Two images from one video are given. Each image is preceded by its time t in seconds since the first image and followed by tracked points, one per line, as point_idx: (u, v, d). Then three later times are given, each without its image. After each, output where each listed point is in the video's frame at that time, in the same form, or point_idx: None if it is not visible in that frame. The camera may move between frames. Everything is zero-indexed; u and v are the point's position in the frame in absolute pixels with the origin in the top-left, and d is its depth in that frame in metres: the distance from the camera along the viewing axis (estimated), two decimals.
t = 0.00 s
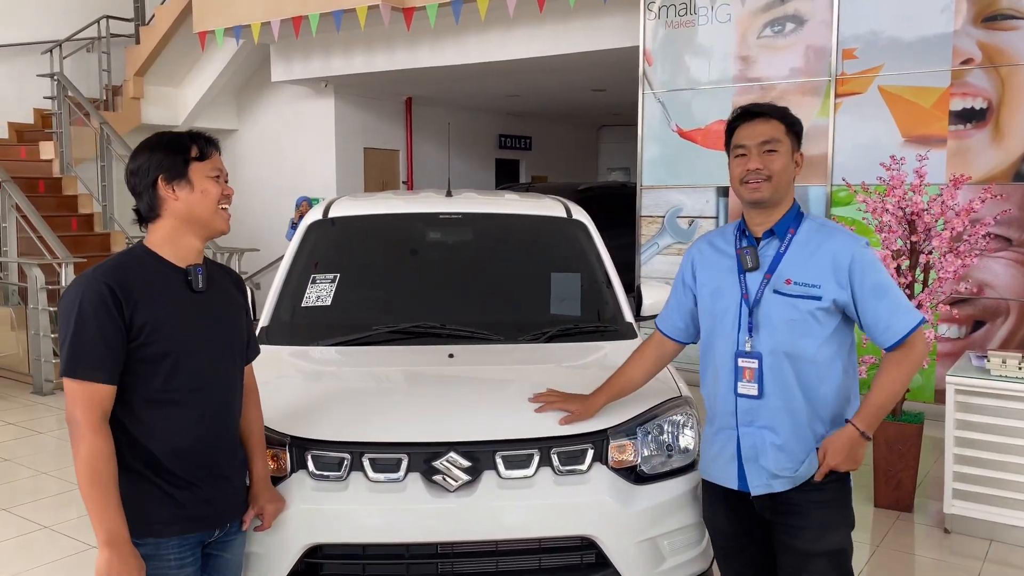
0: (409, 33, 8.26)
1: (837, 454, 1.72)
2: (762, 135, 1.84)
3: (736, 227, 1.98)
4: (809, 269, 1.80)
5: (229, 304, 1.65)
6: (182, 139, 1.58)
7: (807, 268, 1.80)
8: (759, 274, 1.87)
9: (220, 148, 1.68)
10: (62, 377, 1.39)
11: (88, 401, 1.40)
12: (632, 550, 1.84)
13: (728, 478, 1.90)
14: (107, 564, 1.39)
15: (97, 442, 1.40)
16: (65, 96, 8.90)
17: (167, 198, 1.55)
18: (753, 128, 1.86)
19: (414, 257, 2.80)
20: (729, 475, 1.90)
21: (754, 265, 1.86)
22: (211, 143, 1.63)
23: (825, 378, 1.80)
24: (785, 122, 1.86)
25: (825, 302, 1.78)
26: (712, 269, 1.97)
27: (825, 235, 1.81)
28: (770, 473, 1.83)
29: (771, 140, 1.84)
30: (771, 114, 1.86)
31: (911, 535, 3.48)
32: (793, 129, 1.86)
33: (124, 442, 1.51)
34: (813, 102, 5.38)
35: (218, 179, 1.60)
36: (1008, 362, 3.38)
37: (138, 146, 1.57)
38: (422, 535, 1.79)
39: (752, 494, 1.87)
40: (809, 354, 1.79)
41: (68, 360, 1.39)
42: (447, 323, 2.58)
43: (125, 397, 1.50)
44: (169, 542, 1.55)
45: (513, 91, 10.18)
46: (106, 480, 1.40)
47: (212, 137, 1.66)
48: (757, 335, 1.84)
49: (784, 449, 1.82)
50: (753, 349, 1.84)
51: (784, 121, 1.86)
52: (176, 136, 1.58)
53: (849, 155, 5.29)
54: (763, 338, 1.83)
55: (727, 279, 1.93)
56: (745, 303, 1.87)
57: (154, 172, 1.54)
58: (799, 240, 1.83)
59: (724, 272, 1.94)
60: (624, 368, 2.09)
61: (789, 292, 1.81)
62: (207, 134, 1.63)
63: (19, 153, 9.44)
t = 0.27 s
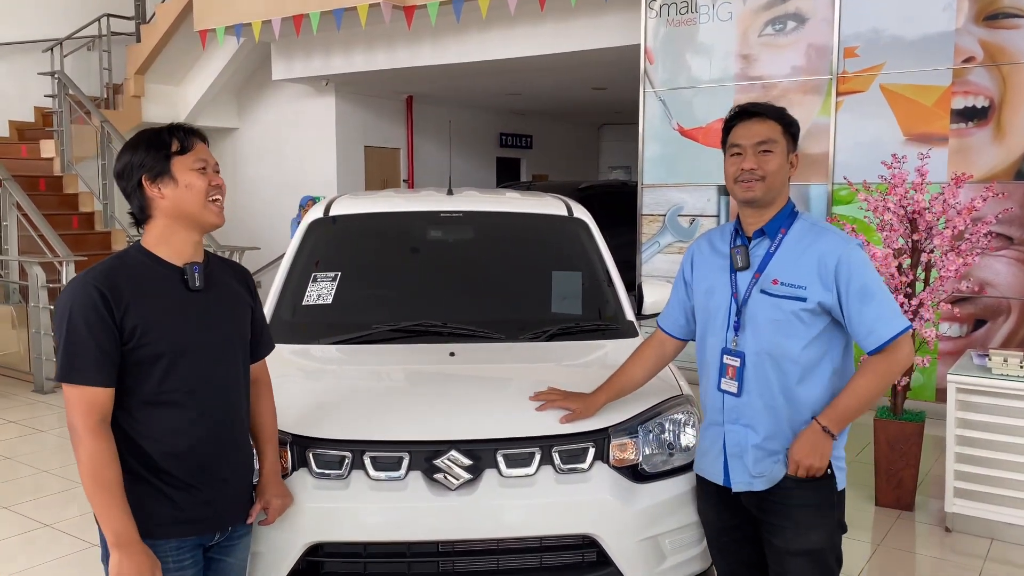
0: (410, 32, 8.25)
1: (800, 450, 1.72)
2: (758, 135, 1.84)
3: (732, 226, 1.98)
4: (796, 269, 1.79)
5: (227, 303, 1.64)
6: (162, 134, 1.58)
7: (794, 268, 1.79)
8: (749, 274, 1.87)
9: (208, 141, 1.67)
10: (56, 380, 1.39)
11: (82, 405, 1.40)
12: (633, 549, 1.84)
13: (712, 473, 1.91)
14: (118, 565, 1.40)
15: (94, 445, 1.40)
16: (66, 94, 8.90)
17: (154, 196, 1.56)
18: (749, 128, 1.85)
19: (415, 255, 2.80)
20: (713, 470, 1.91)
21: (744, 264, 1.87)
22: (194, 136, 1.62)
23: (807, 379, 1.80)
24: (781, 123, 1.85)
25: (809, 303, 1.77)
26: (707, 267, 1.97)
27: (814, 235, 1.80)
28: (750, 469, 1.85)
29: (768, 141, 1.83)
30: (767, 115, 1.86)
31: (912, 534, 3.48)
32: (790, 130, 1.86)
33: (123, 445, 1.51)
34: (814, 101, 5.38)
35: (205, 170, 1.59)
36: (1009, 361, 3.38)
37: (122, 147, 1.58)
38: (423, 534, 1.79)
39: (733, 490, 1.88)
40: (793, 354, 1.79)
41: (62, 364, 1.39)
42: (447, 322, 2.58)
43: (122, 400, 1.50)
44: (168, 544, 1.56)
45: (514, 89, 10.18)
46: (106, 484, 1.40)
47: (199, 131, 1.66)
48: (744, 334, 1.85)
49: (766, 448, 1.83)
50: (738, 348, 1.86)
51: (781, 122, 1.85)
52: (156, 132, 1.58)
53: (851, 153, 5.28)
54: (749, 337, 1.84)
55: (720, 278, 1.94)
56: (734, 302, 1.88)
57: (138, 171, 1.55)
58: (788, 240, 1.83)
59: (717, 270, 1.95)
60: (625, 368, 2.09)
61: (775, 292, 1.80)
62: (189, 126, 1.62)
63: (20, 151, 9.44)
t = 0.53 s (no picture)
0: (410, 29, 8.24)
1: (800, 444, 1.72)
2: (735, 136, 1.84)
3: (731, 224, 1.98)
4: (798, 266, 1.79)
5: (230, 300, 1.64)
6: (161, 131, 1.58)
7: (795, 265, 1.79)
8: (749, 271, 1.87)
9: (207, 137, 1.67)
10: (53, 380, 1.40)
11: (78, 405, 1.40)
12: (634, 547, 1.84)
13: (713, 471, 1.90)
14: (104, 566, 1.41)
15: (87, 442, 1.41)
16: (66, 92, 8.89)
17: (155, 193, 1.56)
18: (729, 129, 1.86)
19: (416, 253, 2.80)
20: (714, 467, 1.90)
21: (744, 262, 1.86)
22: (193, 133, 1.62)
23: (808, 377, 1.80)
24: (761, 121, 1.83)
25: (811, 301, 1.77)
26: (706, 265, 1.97)
27: (814, 232, 1.80)
28: (751, 468, 1.84)
29: (744, 141, 1.82)
30: (748, 115, 1.85)
31: (912, 532, 3.48)
32: (772, 126, 1.83)
33: (123, 444, 1.52)
34: (815, 99, 5.37)
35: (205, 167, 1.59)
36: (1010, 359, 3.38)
37: (121, 143, 1.58)
38: (424, 531, 1.79)
39: (735, 488, 1.87)
40: (794, 352, 1.79)
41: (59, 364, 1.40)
42: (448, 320, 2.58)
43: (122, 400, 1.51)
44: (170, 544, 1.55)
45: (515, 87, 10.17)
46: (98, 485, 1.41)
47: (198, 127, 1.66)
48: (745, 332, 1.85)
49: (767, 446, 1.83)
50: (739, 346, 1.85)
51: (761, 121, 1.83)
52: (155, 129, 1.58)
53: (852, 151, 5.28)
54: (749, 335, 1.84)
55: (719, 276, 1.93)
56: (734, 300, 1.87)
57: (138, 168, 1.55)
58: (789, 238, 1.82)
59: (717, 268, 1.94)
60: (624, 365, 2.09)
61: (776, 290, 1.80)
62: (189, 122, 1.62)
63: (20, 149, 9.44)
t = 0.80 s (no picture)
0: (410, 27, 8.24)
1: (804, 466, 1.76)
2: (738, 139, 1.83)
3: (735, 221, 1.97)
4: (806, 267, 1.80)
5: (236, 300, 1.64)
6: (179, 128, 1.58)
7: (803, 265, 1.80)
8: (755, 271, 1.87)
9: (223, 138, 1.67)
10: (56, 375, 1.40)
11: (77, 401, 1.40)
12: (635, 545, 1.84)
13: (719, 473, 1.90)
14: (92, 563, 1.39)
15: (89, 439, 1.41)
16: (66, 90, 8.89)
17: (168, 188, 1.56)
18: (731, 130, 1.85)
19: (416, 251, 2.80)
20: (722, 469, 1.90)
21: (750, 261, 1.86)
22: (210, 132, 1.62)
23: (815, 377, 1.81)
24: (765, 124, 1.82)
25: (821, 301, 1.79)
26: (710, 263, 1.96)
27: (820, 231, 1.82)
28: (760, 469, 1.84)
29: (747, 145, 1.82)
30: (752, 118, 1.84)
31: (913, 530, 3.48)
32: (775, 129, 1.82)
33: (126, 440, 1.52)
34: (815, 96, 5.37)
35: (220, 167, 1.59)
36: (1011, 357, 3.37)
37: (138, 138, 1.58)
38: (424, 530, 1.79)
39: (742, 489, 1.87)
40: (803, 353, 1.80)
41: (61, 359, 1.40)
42: (449, 318, 2.58)
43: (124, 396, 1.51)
44: (171, 542, 1.55)
45: (515, 85, 10.16)
46: (93, 481, 1.40)
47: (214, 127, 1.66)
48: (752, 331, 1.85)
49: (774, 446, 1.83)
50: (746, 345, 1.85)
51: (765, 124, 1.82)
52: (173, 126, 1.58)
53: (852, 149, 5.27)
54: (758, 335, 1.84)
55: (724, 274, 1.93)
56: (740, 299, 1.87)
57: (153, 162, 1.55)
58: (795, 237, 1.83)
59: (721, 266, 1.94)
60: (624, 362, 2.09)
61: (785, 289, 1.81)
62: (206, 122, 1.63)
63: (20, 147, 9.43)
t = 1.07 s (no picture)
0: (410, 26, 8.23)
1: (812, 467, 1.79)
2: (744, 145, 1.82)
3: (737, 219, 1.97)
4: (808, 263, 1.80)
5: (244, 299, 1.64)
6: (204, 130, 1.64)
7: (807, 262, 1.80)
8: (759, 268, 1.87)
9: (251, 146, 1.70)
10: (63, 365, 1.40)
11: (82, 391, 1.40)
12: (635, 543, 1.84)
13: (728, 471, 1.90)
14: (92, 553, 1.38)
15: (97, 432, 1.41)
16: (66, 89, 8.88)
17: (181, 180, 1.59)
18: (734, 136, 1.83)
19: (416, 249, 2.79)
20: (731, 468, 1.90)
21: (753, 259, 1.86)
22: (233, 135, 1.65)
23: (819, 374, 1.82)
24: (769, 127, 1.81)
25: (824, 297, 1.79)
26: (713, 260, 1.96)
27: (823, 227, 1.82)
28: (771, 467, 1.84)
29: (755, 151, 1.81)
30: (754, 121, 1.82)
31: (913, 528, 3.49)
32: (779, 126, 1.82)
33: (131, 433, 1.52)
34: (815, 95, 5.36)
35: (234, 163, 1.60)
36: (1011, 355, 3.36)
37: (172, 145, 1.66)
38: (424, 528, 1.79)
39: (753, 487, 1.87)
40: (808, 349, 1.80)
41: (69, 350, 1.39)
42: (449, 316, 2.57)
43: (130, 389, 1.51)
44: (175, 538, 1.55)
45: (515, 83, 10.15)
46: (94, 470, 1.39)
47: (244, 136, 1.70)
48: (758, 330, 1.85)
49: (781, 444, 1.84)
50: (752, 344, 1.85)
51: (769, 128, 1.82)
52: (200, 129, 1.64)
53: (852, 147, 5.27)
54: (763, 333, 1.84)
55: (728, 272, 1.93)
56: (745, 297, 1.87)
57: (171, 159, 1.60)
58: (798, 233, 1.83)
59: (725, 263, 1.94)
60: (624, 361, 2.09)
61: (788, 286, 1.81)
62: (233, 129, 1.67)
63: (20, 146, 9.42)
